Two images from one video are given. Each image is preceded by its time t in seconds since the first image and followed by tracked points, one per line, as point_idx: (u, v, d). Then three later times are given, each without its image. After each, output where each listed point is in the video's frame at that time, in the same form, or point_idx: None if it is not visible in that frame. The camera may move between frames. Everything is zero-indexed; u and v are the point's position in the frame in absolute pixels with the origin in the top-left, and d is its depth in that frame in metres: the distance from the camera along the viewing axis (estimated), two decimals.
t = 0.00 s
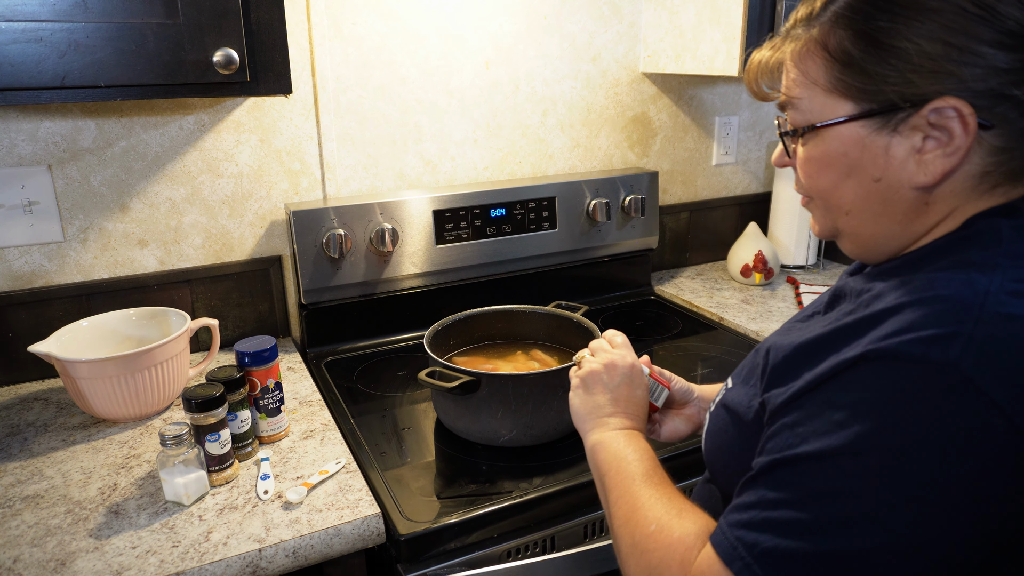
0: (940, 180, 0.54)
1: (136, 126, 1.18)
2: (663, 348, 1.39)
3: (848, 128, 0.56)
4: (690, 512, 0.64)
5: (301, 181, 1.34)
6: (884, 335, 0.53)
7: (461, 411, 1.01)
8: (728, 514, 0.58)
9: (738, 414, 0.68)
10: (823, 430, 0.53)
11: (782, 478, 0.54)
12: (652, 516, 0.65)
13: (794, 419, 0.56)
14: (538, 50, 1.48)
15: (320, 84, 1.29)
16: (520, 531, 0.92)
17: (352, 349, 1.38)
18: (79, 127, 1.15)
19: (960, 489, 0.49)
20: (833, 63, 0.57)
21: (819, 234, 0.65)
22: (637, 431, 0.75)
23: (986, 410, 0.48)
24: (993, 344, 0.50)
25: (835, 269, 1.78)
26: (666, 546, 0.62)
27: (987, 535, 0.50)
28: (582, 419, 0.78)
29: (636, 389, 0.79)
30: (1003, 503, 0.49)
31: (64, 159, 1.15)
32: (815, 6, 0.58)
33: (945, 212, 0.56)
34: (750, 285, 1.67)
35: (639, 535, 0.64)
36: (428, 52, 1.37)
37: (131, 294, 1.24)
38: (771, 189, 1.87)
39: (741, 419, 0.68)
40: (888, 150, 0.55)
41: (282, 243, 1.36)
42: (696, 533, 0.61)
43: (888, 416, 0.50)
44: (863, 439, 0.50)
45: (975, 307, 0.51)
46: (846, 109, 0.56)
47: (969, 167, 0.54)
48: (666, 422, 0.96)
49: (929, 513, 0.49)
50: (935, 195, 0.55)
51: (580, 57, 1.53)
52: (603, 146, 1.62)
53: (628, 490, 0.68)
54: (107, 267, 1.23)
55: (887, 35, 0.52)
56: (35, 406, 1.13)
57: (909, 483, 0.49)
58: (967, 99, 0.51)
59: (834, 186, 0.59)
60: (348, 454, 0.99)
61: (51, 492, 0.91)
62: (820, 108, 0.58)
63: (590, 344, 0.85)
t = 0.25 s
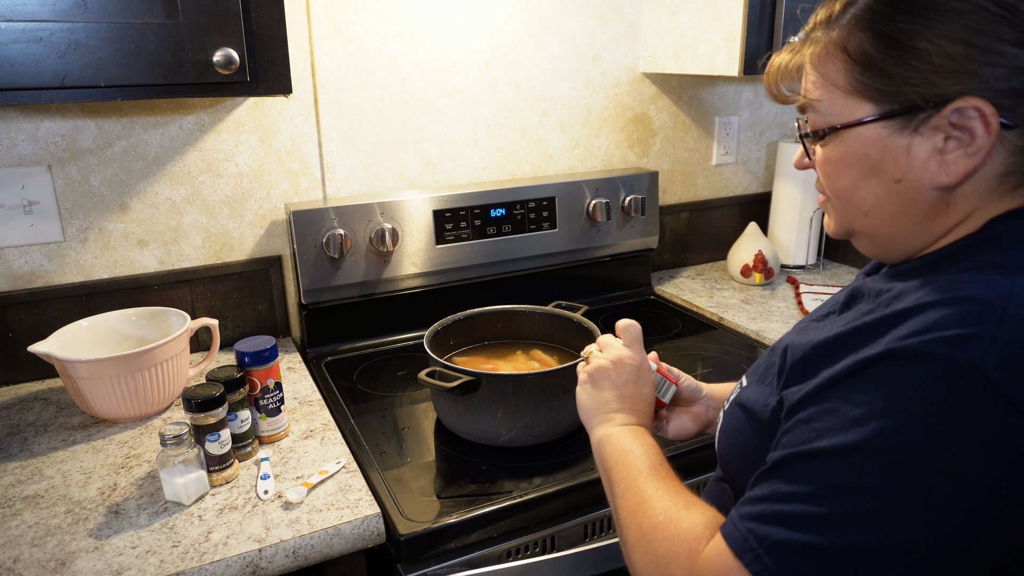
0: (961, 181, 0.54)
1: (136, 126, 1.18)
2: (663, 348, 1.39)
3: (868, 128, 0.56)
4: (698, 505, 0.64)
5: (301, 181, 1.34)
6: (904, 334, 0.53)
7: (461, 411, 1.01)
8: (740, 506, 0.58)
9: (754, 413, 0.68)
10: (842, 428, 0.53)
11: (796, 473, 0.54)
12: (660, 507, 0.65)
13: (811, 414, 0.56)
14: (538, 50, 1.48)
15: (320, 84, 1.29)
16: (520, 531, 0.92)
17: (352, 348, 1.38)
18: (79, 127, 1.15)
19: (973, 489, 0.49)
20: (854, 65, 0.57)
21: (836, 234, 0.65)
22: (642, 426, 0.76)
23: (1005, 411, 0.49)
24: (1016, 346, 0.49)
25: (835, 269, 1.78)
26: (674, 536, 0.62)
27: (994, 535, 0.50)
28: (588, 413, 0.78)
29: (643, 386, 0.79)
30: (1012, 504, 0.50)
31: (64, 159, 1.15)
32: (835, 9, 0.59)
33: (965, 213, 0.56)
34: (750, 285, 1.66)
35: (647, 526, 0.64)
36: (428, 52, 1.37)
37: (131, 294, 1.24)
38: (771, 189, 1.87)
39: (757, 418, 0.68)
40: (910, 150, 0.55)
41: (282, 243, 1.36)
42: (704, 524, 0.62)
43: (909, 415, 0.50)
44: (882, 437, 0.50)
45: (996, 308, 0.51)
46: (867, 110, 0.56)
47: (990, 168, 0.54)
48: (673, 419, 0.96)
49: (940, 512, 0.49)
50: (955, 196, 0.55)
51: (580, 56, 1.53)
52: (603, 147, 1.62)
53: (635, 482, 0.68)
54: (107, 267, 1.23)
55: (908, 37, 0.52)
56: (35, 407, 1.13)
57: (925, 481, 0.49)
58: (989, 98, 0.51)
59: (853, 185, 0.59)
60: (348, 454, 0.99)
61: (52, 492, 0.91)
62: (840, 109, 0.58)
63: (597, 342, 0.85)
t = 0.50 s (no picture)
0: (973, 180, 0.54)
1: (136, 126, 1.18)
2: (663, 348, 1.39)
3: (880, 127, 0.56)
4: (705, 504, 0.64)
5: (301, 181, 1.34)
6: (915, 333, 0.53)
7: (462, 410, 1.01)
8: (748, 504, 0.58)
9: (761, 412, 0.68)
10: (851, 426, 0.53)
11: (804, 470, 0.54)
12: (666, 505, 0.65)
13: (820, 412, 0.56)
14: (538, 50, 1.48)
15: (320, 84, 1.29)
16: (519, 531, 0.92)
17: (352, 349, 1.38)
18: (79, 127, 1.15)
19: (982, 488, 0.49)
20: (866, 64, 0.57)
21: (847, 233, 0.65)
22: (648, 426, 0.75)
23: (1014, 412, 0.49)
24: None
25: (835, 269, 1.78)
26: (681, 533, 0.62)
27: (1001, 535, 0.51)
28: (594, 413, 0.78)
29: (649, 387, 0.79)
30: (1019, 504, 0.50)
31: (64, 159, 1.15)
32: (847, 8, 0.59)
33: (976, 213, 0.56)
34: (750, 285, 1.66)
35: (653, 523, 0.64)
36: (428, 52, 1.37)
37: (131, 294, 1.24)
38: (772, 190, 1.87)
39: (765, 416, 0.68)
40: (921, 149, 0.55)
41: (282, 243, 1.36)
42: (711, 522, 0.62)
43: (920, 414, 0.50)
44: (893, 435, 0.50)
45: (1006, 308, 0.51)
46: (879, 109, 0.56)
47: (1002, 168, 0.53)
48: (679, 420, 0.97)
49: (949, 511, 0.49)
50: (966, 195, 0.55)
51: (580, 56, 1.53)
52: (603, 147, 1.62)
53: (641, 480, 0.68)
54: (107, 267, 1.23)
55: (920, 36, 0.52)
56: (35, 407, 1.14)
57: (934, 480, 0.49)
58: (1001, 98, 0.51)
59: (864, 184, 0.59)
60: (349, 454, 0.99)
61: (51, 492, 0.91)
62: (852, 109, 0.58)
63: (602, 343, 0.85)
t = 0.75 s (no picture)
0: (973, 179, 0.54)
1: (136, 125, 1.18)
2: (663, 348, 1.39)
3: (880, 126, 0.56)
4: (706, 503, 0.64)
5: (300, 181, 1.33)
6: (914, 330, 0.53)
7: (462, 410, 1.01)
8: (748, 503, 0.58)
9: (762, 410, 0.68)
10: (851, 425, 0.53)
11: (805, 469, 0.54)
12: (666, 505, 0.65)
13: (820, 410, 0.56)
14: (538, 50, 1.48)
15: (320, 84, 1.29)
16: (519, 532, 0.92)
17: (352, 349, 1.38)
18: (79, 127, 1.15)
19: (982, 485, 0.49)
20: (867, 64, 0.57)
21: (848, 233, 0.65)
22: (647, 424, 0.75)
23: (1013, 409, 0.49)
24: None
25: (835, 269, 1.78)
26: (682, 533, 0.62)
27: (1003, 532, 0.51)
28: (593, 414, 0.78)
29: (647, 383, 0.79)
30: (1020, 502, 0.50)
31: (64, 159, 1.15)
32: (849, 9, 0.59)
33: (977, 211, 0.56)
34: (750, 285, 1.66)
35: (654, 523, 0.64)
36: (428, 52, 1.37)
37: (131, 294, 1.24)
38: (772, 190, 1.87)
39: (765, 415, 0.68)
40: (921, 148, 0.55)
41: (282, 243, 1.36)
42: (712, 522, 0.61)
43: (920, 412, 0.50)
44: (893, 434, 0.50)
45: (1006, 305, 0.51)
46: (879, 108, 0.56)
47: (1001, 166, 0.53)
48: (679, 418, 0.97)
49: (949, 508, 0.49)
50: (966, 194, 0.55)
51: (580, 56, 1.53)
52: (603, 147, 1.62)
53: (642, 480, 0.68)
54: (107, 267, 1.23)
55: (922, 36, 0.52)
56: (35, 407, 1.13)
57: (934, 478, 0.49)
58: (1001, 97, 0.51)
59: (865, 183, 0.59)
60: (348, 454, 0.99)
61: (51, 492, 0.91)
62: (853, 108, 0.58)
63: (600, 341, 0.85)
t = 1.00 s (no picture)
0: (960, 175, 0.54)
1: (136, 125, 1.18)
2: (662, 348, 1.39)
3: (868, 124, 0.56)
4: (706, 510, 0.63)
5: (301, 181, 1.34)
6: (902, 326, 0.53)
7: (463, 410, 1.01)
8: (745, 508, 0.57)
9: (754, 407, 0.69)
10: (842, 423, 0.53)
11: (800, 470, 0.54)
12: (665, 514, 0.64)
13: (812, 410, 0.56)
14: (537, 50, 1.48)
15: (319, 84, 1.29)
16: (519, 531, 0.92)
17: (352, 348, 1.38)
18: (79, 127, 1.15)
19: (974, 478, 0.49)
20: (855, 62, 0.57)
21: (841, 230, 0.65)
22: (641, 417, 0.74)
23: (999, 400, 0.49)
24: (1011, 336, 0.50)
25: (835, 269, 1.78)
26: (683, 546, 0.62)
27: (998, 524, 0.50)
28: (592, 420, 0.78)
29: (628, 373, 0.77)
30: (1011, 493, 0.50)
31: (64, 159, 1.15)
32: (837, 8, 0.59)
33: (965, 207, 0.56)
34: (750, 285, 1.66)
35: (654, 533, 0.64)
36: (428, 52, 1.37)
37: (131, 294, 1.24)
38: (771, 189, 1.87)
39: (757, 412, 0.68)
40: (908, 145, 0.55)
41: (282, 243, 1.36)
42: (714, 533, 0.61)
43: (909, 408, 0.50)
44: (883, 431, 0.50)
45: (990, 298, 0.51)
46: (867, 106, 0.56)
47: (986, 162, 0.53)
48: (678, 411, 0.97)
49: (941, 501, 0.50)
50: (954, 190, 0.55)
51: (579, 56, 1.53)
52: (603, 146, 1.62)
53: (640, 487, 0.67)
54: (107, 267, 1.23)
55: (906, 35, 0.52)
56: (35, 406, 1.14)
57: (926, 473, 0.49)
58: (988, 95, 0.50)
59: (854, 181, 0.59)
60: (348, 454, 0.99)
61: (51, 492, 0.91)
62: (842, 107, 0.58)
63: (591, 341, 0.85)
